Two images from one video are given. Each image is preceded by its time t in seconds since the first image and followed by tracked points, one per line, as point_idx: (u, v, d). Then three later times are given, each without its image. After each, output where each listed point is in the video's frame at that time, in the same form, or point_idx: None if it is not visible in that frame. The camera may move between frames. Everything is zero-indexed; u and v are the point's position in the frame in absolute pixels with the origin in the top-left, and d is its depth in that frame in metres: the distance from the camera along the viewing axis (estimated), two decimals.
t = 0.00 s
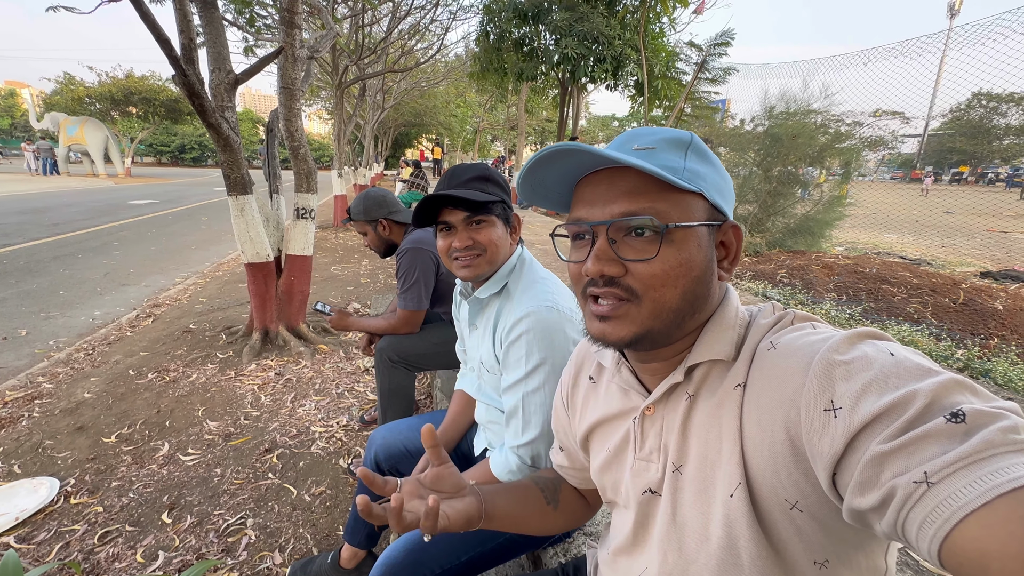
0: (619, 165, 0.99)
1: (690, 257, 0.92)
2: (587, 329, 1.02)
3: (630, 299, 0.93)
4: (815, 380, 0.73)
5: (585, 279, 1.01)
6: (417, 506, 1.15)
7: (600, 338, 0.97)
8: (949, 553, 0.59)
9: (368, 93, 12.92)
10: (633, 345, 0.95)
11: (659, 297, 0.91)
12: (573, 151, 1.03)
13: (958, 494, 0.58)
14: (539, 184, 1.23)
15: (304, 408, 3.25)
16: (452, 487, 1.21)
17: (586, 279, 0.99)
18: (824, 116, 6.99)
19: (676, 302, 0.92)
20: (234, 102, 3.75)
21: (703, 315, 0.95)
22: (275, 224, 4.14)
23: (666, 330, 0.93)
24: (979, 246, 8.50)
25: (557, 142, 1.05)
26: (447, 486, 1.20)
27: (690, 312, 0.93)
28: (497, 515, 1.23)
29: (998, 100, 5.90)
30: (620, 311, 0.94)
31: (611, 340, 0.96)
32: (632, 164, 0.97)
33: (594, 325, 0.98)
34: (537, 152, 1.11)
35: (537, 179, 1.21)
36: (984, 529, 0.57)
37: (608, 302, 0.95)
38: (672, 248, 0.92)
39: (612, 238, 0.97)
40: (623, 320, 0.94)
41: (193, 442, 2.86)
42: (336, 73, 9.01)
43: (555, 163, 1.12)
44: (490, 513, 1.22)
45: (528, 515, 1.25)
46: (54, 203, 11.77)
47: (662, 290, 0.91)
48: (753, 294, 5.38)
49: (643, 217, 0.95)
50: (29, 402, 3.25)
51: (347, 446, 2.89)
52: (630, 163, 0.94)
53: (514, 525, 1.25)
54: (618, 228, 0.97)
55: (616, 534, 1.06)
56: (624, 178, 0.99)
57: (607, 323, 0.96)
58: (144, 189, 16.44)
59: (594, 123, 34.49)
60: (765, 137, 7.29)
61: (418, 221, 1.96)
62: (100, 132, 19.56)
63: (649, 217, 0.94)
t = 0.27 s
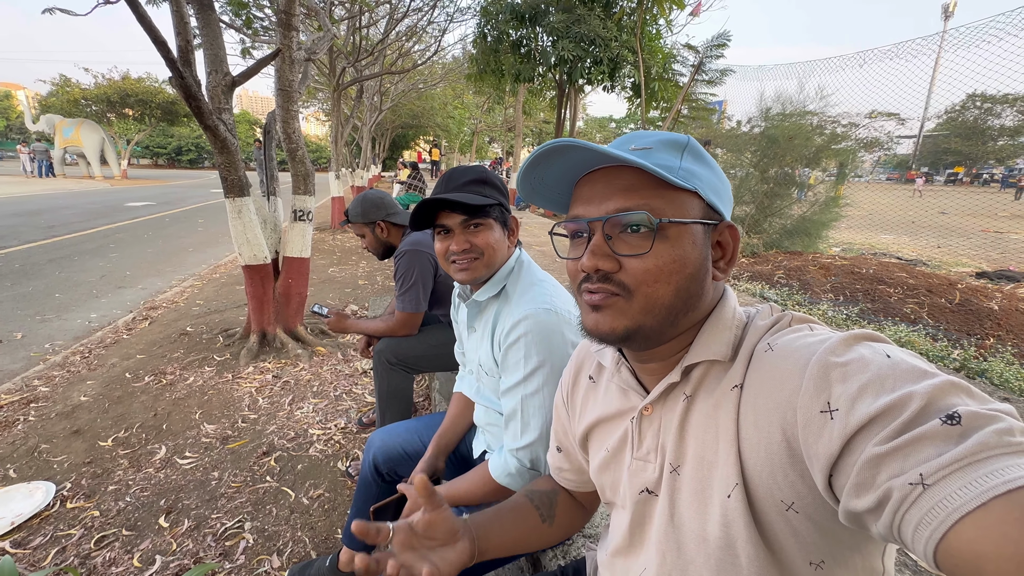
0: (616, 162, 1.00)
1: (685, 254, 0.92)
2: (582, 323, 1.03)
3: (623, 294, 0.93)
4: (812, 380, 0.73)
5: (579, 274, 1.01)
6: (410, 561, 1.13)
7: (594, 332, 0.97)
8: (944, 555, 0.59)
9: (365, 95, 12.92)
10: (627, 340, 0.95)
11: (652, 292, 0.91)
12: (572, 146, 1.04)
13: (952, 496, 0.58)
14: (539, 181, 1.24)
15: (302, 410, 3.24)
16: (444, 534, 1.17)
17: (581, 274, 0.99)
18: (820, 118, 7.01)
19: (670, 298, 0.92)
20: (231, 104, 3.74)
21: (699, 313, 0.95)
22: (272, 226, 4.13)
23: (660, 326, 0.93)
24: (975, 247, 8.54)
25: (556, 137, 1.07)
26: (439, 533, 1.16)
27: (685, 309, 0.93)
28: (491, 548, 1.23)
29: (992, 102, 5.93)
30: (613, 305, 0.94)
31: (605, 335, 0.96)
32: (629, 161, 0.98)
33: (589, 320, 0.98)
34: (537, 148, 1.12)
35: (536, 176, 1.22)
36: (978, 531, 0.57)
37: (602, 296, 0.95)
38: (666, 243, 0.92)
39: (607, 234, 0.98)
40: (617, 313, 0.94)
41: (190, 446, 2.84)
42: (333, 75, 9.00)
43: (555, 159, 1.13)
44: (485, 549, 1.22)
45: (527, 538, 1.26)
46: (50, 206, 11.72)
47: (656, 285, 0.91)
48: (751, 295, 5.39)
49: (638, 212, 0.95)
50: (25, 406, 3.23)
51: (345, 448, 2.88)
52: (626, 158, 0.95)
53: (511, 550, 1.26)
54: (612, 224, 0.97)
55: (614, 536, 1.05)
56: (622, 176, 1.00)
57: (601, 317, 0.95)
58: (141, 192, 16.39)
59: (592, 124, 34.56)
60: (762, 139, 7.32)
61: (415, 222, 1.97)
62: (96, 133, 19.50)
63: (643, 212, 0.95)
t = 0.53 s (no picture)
0: (623, 156, 0.99)
1: (691, 248, 0.91)
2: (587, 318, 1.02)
3: (629, 288, 0.92)
4: (822, 378, 0.72)
5: (586, 268, 1.00)
6: None
7: (599, 328, 0.96)
8: (956, 555, 0.58)
9: (361, 97, 12.90)
10: (632, 335, 0.94)
11: (658, 286, 0.91)
12: (578, 140, 1.04)
13: (965, 496, 0.57)
14: (546, 176, 1.24)
15: (298, 413, 3.22)
16: None
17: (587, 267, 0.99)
18: (815, 119, 7.04)
19: (677, 293, 0.91)
20: (227, 105, 3.72)
21: (705, 309, 0.94)
22: (268, 228, 4.11)
23: (666, 322, 0.92)
24: (968, 247, 8.59)
25: (562, 131, 1.07)
26: None
27: (691, 305, 0.92)
28: None
29: (985, 103, 5.98)
30: (619, 299, 0.93)
31: (610, 330, 0.95)
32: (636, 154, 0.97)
33: (593, 314, 0.97)
34: (543, 142, 1.12)
35: (543, 170, 1.23)
36: (991, 530, 0.57)
37: (608, 290, 0.95)
38: (672, 237, 0.91)
39: (613, 227, 0.97)
40: (622, 307, 0.93)
41: (185, 449, 2.82)
42: (329, 76, 8.98)
43: (560, 154, 1.13)
44: None
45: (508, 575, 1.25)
46: (43, 208, 11.62)
47: (662, 279, 0.91)
48: (747, 296, 5.40)
49: (645, 206, 0.95)
50: (17, 410, 3.19)
51: (342, 451, 2.86)
52: (633, 151, 0.95)
53: None
54: (619, 217, 0.97)
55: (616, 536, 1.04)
56: (628, 170, 1.00)
57: (607, 312, 0.95)
58: (135, 194, 16.28)
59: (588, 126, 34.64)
60: (757, 140, 7.35)
61: (414, 223, 1.96)
62: (90, 135, 19.39)
63: (650, 205, 0.94)
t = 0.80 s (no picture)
0: (623, 161, 1.00)
1: (689, 255, 0.92)
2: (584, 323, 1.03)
3: (627, 294, 0.93)
4: (818, 383, 0.73)
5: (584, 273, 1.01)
6: None
7: (596, 333, 0.97)
8: (948, 560, 0.59)
9: (360, 97, 12.91)
10: (630, 341, 0.95)
11: (655, 292, 0.91)
12: (578, 145, 1.04)
13: (958, 501, 0.58)
14: (546, 179, 1.25)
15: (298, 414, 3.23)
16: None
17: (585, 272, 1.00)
18: (814, 119, 7.05)
19: (674, 299, 0.92)
20: (226, 106, 3.73)
21: (702, 315, 0.95)
22: (268, 229, 4.11)
23: (662, 328, 0.93)
24: (967, 247, 8.62)
25: (561, 136, 1.08)
26: None
27: (689, 310, 0.93)
28: None
29: (982, 104, 6.00)
30: (616, 305, 0.94)
31: (607, 336, 0.96)
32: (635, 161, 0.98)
33: (590, 319, 0.98)
34: (542, 146, 1.13)
35: (543, 173, 1.23)
36: (984, 536, 0.57)
37: (605, 296, 0.96)
38: (670, 244, 0.92)
39: (611, 232, 0.98)
40: (620, 313, 0.94)
41: (184, 450, 2.82)
42: (328, 76, 8.99)
43: (559, 158, 1.14)
44: None
45: None
46: (42, 208, 11.62)
47: (660, 286, 0.91)
48: (746, 296, 5.42)
49: (643, 212, 0.95)
50: (16, 411, 3.19)
51: (342, 452, 2.86)
52: (632, 158, 0.95)
53: None
54: (617, 223, 0.98)
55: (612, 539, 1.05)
56: (628, 175, 1.00)
57: (603, 317, 0.95)
58: (134, 194, 16.25)
59: (587, 125, 34.64)
60: (756, 140, 7.37)
61: (412, 226, 1.97)
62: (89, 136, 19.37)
63: (649, 212, 0.95)
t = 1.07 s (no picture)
0: (626, 159, 1.00)
1: (691, 253, 0.92)
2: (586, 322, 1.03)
3: (629, 293, 0.93)
4: (821, 382, 0.73)
5: (586, 272, 1.01)
6: None
7: (597, 331, 0.97)
8: (951, 559, 0.59)
9: (361, 98, 12.92)
10: (632, 340, 0.95)
11: (658, 291, 0.91)
12: (581, 143, 1.04)
13: (962, 500, 0.58)
14: (548, 177, 1.25)
15: (298, 414, 3.23)
16: None
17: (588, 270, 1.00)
18: (814, 120, 7.05)
19: (676, 298, 0.92)
20: (228, 107, 3.73)
21: (704, 314, 0.95)
22: (269, 229, 4.11)
23: (664, 327, 0.93)
24: (968, 247, 8.61)
25: (564, 133, 1.07)
26: None
27: (691, 309, 0.93)
28: None
29: (984, 104, 5.99)
30: (617, 304, 0.94)
31: (608, 334, 0.96)
32: (638, 159, 0.98)
33: (591, 318, 0.98)
34: (545, 144, 1.13)
35: (545, 172, 1.23)
36: (987, 535, 0.57)
37: (607, 295, 0.96)
38: (673, 242, 0.92)
39: (614, 231, 0.98)
40: (621, 312, 0.94)
41: (185, 450, 2.82)
42: (329, 77, 9.00)
43: (562, 156, 1.14)
44: None
45: None
46: (44, 209, 11.64)
47: (661, 284, 0.91)
48: (747, 296, 5.42)
49: (646, 210, 0.95)
50: (17, 411, 3.20)
51: (342, 452, 2.86)
52: (635, 156, 0.95)
53: None
54: (619, 221, 0.98)
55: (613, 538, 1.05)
56: (631, 173, 1.00)
57: (605, 315, 0.96)
58: (135, 195, 16.28)
59: (588, 126, 34.62)
60: (757, 141, 7.37)
61: (412, 225, 1.97)
62: (90, 136, 19.43)
63: (652, 210, 0.95)
